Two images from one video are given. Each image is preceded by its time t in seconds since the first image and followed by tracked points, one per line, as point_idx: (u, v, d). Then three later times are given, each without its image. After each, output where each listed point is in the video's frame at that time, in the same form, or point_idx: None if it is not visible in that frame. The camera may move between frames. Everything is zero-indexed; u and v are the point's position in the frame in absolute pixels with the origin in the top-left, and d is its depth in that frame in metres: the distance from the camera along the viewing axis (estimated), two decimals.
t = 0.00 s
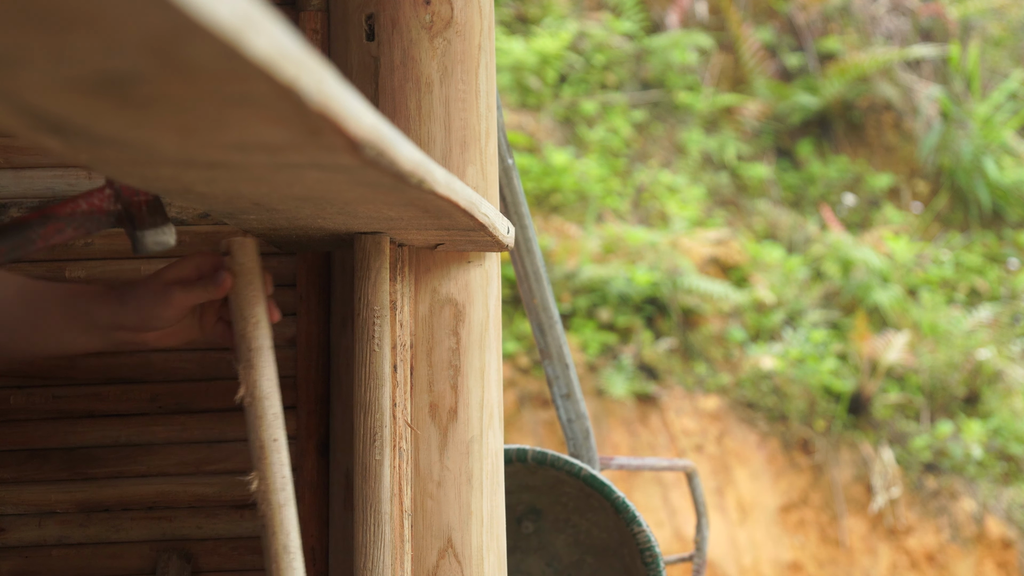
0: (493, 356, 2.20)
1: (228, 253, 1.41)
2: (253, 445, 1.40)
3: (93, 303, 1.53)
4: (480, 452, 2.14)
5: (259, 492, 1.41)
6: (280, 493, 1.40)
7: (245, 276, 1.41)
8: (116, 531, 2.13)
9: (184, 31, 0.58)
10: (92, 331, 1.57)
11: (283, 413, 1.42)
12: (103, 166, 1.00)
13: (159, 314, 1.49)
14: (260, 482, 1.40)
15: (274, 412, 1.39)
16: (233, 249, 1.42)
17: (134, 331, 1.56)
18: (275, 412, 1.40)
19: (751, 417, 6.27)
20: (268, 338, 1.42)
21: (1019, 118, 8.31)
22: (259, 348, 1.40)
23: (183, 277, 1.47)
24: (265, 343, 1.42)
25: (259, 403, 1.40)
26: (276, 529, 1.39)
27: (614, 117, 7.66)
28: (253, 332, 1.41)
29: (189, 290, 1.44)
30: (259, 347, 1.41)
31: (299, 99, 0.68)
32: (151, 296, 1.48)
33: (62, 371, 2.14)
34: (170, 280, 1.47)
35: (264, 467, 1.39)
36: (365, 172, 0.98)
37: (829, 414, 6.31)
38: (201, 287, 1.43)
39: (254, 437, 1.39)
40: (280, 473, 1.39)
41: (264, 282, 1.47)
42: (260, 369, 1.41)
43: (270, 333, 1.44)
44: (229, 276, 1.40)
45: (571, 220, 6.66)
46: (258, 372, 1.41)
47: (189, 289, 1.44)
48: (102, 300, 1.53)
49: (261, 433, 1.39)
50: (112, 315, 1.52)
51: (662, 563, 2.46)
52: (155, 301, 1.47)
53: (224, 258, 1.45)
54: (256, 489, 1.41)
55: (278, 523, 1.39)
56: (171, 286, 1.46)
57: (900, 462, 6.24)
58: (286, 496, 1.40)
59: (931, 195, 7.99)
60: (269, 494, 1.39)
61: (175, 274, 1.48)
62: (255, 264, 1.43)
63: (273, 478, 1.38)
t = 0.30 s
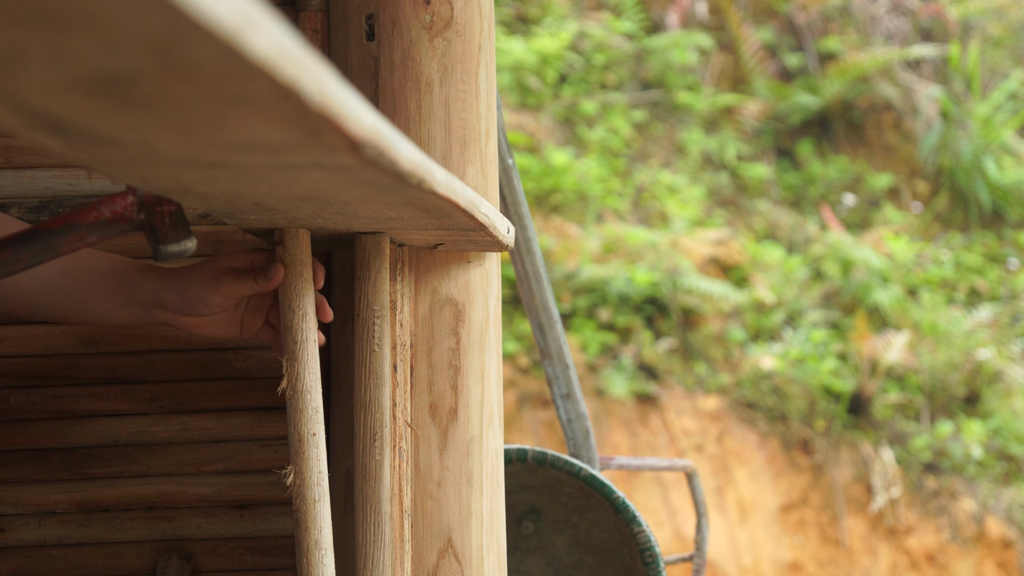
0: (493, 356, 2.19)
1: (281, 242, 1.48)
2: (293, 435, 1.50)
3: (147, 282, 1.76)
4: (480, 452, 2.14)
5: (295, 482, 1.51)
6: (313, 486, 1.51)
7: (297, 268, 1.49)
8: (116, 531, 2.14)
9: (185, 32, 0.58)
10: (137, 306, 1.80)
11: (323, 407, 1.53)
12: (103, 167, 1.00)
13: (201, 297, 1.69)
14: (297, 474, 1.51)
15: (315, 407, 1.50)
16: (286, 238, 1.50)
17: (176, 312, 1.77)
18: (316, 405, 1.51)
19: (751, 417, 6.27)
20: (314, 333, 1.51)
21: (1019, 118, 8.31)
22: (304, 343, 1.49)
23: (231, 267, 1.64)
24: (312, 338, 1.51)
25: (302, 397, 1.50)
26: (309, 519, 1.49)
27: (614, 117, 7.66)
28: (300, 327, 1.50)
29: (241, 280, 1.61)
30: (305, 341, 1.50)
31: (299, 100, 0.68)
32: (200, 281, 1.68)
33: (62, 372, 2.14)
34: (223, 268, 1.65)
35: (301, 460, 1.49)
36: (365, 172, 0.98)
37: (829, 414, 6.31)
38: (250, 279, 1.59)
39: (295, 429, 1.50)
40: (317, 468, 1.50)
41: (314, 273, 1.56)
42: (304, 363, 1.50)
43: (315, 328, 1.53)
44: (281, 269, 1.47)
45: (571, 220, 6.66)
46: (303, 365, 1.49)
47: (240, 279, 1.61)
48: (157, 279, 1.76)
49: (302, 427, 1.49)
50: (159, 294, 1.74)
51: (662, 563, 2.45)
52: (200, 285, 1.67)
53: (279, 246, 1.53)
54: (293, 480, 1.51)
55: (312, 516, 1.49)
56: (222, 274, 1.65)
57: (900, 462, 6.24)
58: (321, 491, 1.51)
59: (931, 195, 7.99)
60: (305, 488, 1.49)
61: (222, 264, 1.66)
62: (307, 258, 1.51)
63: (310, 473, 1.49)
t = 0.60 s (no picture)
0: (493, 356, 2.19)
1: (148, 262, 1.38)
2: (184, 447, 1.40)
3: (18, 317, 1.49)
4: (480, 452, 2.14)
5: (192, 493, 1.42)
6: (215, 492, 1.43)
7: (168, 288, 1.40)
8: (116, 531, 2.13)
9: (184, 32, 0.58)
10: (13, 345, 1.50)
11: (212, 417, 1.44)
12: (102, 167, 1.00)
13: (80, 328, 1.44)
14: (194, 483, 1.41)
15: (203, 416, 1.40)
16: (152, 255, 1.39)
17: (57, 348, 1.49)
18: (204, 416, 1.41)
19: (751, 417, 6.27)
20: (193, 346, 1.42)
21: (1019, 118, 8.30)
22: (185, 356, 1.40)
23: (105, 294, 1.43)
24: (191, 351, 1.41)
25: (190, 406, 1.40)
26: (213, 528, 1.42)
27: (614, 117, 7.66)
28: (177, 340, 1.40)
29: (112, 307, 1.40)
30: (185, 352, 1.41)
31: (300, 100, 0.68)
32: (71, 312, 1.44)
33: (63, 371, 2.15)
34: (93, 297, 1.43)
35: (198, 468, 1.40)
36: (365, 172, 0.98)
37: (829, 414, 6.31)
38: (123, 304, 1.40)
39: (186, 439, 1.40)
40: (214, 475, 1.41)
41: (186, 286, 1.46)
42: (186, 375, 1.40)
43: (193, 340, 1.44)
44: (155, 296, 1.38)
45: (571, 220, 6.66)
46: (187, 374, 1.40)
47: (112, 304, 1.41)
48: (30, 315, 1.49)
49: (194, 436, 1.40)
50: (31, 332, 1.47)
51: (662, 563, 2.46)
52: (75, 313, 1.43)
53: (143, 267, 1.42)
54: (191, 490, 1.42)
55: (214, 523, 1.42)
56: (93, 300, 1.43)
57: (900, 462, 6.23)
58: (222, 497, 1.43)
59: (931, 195, 7.99)
60: (204, 495, 1.41)
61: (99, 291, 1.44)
62: (176, 271, 1.41)
63: (207, 479, 1.40)
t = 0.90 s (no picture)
0: (493, 356, 2.19)
1: (166, 234, 1.45)
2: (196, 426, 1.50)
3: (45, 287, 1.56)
4: (480, 452, 2.14)
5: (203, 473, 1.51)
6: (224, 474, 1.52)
7: (182, 263, 1.46)
8: (115, 531, 2.14)
9: (185, 32, 0.58)
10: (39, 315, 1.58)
11: (224, 394, 1.52)
12: (103, 166, 1.00)
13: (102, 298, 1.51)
14: (205, 463, 1.51)
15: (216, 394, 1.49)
16: (168, 228, 1.46)
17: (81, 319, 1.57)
18: (216, 393, 1.50)
19: (751, 417, 6.27)
20: (207, 322, 1.50)
21: (1019, 118, 8.30)
22: (198, 332, 1.48)
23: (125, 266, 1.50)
24: (205, 327, 1.50)
25: (202, 385, 1.49)
26: (222, 508, 1.50)
27: (614, 118, 7.66)
28: (193, 315, 1.49)
29: (129, 278, 1.47)
30: (199, 330, 1.49)
31: (299, 99, 0.68)
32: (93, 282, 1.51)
33: (62, 371, 2.14)
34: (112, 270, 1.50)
35: (208, 449, 1.49)
36: (365, 172, 0.98)
37: (829, 414, 6.31)
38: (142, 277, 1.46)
39: (198, 420, 1.49)
40: (223, 454, 1.50)
41: (202, 258, 1.51)
42: (200, 353, 1.50)
43: (209, 314, 1.51)
44: (170, 269, 1.45)
45: (571, 220, 6.66)
46: (200, 352, 1.49)
47: (130, 276, 1.47)
48: (56, 284, 1.56)
49: (204, 416, 1.49)
50: (58, 302, 1.54)
51: (662, 563, 2.45)
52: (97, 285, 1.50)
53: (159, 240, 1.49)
54: (202, 470, 1.52)
55: (225, 503, 1.51)
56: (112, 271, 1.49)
57: (900, 462, 6.23)
58: (231, 479, 1.51)
59: (931, 195, 7.99)
60: (214, 476, 1.50)
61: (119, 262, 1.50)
62: (194, 244, 1.48)
63: (217, 460, 1.50)
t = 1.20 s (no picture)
0: (493, 356, 2.20)
1: (162, 244, 1.41)
2: (211, 437, 1.50)
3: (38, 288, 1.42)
4: (480, 452, 2.14)
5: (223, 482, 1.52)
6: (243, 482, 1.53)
7: (181, 272, 1.43)
8: (116, 531, 2.14)
9: (185, 33, 0.58)
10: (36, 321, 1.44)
11: (235, 402, 1.52)
12: (103, 167, 1.00)
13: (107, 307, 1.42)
14: (223, 473, 1.52)
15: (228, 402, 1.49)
16: (163, 237, 1.41)
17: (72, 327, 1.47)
18: (227, 401, 1.50)
19: (751, 417, 6.27)
20: (211, 328, 1.48)
21: (1019, 118, 8.30)
22: (202, 339, 1.46)
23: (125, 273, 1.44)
24: (209, 334, 1.48)
25: (213, 395, 1.48)
26: (245, 516, 1.52)
27: (614, 117, 7.67)
28: (195, 323, 1.46)
29: (127, 287, 1.41)
30: (203, 337, 1.47)
31: (299, 99, 0.68)
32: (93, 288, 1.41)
33: (62, 371, 2.14)
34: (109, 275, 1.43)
35: (225, 459, 1.50)
36: (365, 172, 0.98)
37: (829, 414, 6.31)
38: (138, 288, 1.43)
39: (212, 430, 1.49)
40: (241, 463, 1.51)
41: (199, 263, 1.47)
42: (207, 360, 1.48)
43: (212, 320, 1.49)
44: (168, 281, 1.42)
45: (571, 220, 6.66)
46: (206, 361, 1.47)
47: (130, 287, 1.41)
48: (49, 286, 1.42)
49: (218, 426, 1.49)
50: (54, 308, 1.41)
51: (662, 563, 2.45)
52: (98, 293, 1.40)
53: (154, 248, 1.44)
54: (220, 480, 1.53)
55: (247, 512, 1.52)
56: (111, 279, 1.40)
57: (900, 462, 6.24)
58: (251, 486, 1.53)
59: (931, 195, 7.99)
60: (234, 484, 1.51)
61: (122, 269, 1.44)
62: (190, 251, 1.44)
63: (235, 468, 1.51)
